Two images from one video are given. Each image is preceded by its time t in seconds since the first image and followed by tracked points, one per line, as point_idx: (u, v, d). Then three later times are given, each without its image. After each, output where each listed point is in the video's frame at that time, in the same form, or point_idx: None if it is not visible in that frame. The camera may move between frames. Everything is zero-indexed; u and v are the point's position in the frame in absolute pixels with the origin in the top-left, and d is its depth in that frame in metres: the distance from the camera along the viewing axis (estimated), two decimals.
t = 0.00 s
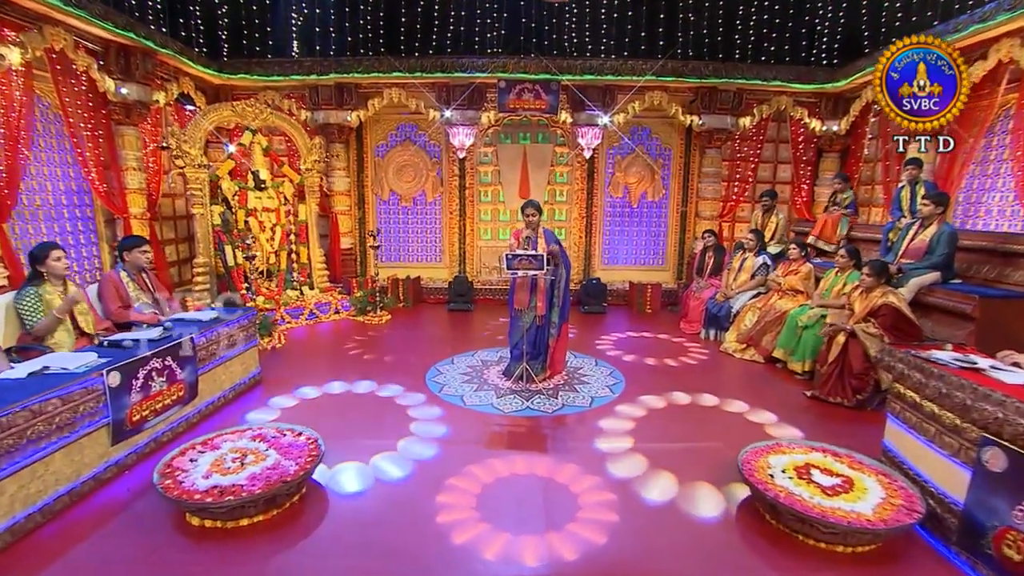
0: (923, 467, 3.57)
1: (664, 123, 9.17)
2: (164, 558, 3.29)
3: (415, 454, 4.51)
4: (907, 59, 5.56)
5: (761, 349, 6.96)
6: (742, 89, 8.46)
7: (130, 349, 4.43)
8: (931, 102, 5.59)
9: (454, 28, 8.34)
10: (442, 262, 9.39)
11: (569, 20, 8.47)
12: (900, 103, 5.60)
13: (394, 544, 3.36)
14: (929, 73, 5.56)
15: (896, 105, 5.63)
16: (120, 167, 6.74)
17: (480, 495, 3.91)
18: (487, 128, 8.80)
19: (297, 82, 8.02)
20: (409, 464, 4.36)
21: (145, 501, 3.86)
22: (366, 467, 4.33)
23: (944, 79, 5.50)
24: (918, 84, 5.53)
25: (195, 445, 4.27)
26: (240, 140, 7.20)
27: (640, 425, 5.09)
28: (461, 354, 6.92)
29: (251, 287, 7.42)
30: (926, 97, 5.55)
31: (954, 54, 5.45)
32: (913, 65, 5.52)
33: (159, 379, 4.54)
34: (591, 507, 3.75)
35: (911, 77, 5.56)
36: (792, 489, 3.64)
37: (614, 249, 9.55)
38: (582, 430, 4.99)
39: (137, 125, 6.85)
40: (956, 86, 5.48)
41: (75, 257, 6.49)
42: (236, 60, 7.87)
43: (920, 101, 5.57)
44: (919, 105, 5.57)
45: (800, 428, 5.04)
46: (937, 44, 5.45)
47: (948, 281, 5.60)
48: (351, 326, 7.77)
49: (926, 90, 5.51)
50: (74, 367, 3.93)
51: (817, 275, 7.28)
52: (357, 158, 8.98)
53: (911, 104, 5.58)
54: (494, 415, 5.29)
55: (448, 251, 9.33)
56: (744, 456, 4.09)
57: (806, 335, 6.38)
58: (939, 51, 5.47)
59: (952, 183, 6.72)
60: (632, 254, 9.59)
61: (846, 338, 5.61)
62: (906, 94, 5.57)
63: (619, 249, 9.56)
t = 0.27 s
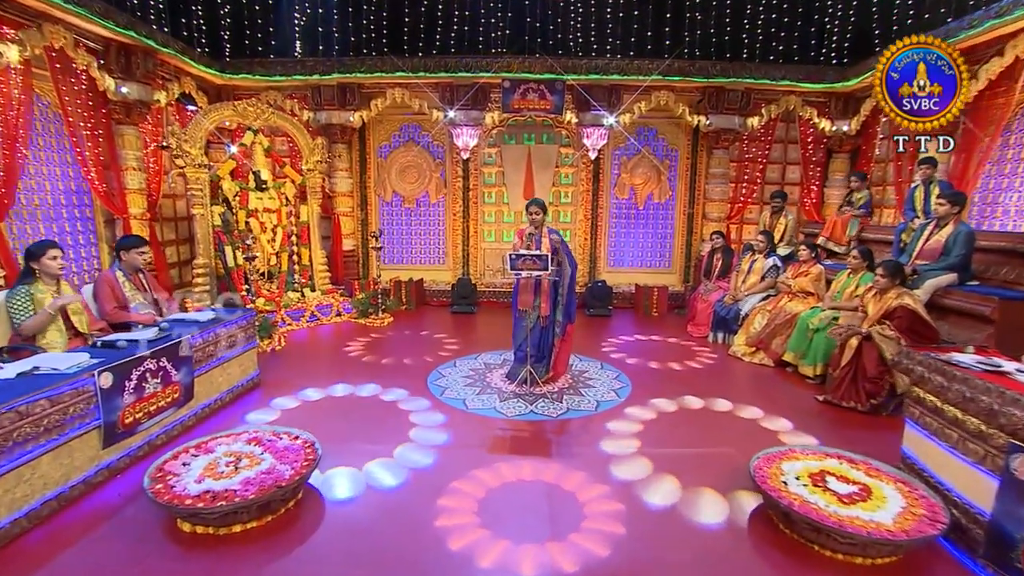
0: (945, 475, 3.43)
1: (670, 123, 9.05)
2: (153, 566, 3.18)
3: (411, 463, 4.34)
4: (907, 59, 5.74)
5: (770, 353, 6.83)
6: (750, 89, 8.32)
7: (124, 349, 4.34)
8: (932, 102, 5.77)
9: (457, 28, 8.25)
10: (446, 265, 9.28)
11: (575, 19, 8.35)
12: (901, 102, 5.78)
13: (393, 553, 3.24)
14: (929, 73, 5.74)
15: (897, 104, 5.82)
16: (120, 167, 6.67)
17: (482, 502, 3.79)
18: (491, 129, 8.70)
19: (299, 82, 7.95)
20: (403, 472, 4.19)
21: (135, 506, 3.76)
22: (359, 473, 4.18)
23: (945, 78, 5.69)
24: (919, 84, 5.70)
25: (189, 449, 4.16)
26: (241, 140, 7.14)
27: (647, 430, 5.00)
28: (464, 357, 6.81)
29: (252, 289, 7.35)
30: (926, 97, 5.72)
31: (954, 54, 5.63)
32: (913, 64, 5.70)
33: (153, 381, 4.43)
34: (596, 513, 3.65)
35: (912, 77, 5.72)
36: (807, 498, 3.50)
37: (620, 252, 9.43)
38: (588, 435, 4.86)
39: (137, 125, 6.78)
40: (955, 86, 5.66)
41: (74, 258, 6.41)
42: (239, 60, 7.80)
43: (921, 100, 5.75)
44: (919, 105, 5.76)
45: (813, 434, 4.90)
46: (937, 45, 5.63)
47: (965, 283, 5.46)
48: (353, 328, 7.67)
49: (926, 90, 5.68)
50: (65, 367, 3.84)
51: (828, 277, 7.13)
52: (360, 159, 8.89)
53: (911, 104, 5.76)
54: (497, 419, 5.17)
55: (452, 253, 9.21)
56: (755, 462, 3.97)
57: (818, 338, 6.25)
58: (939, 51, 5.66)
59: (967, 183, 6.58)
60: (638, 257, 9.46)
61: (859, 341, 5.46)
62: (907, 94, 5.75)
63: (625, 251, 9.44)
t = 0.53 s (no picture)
0: (975, 487, 3.26)
1: (678, 125, 8.90)
2: None
3: (404, 474, 4.14)
4: (907, 59, 5.77)
5: (782, 359, 6.65)
6: (760, 90, 8.17)
7: (116, 352, 4.23)
8: (932, 102, 5.81)
9: (462, 29, 8.16)
10: (450, 268, 9.15)
11: (581, 20, 8.23)
12: (901, 103, 5.83)
13: (392, 566, 3.09)
14: (930, 73, 5.76)
15: (897, 105, 5.86)
16: (119, 168, 6.60)
17: (485, 511, 3.64)
18: (496, 130, 8.58)
19: (302, 83, 7.87)
20: (396, 482, 4.01)
21: (123, 513, 3.63)
22: (350, 482, 4.02)
23: (945, 78, 5.70)
24: (918, 84, 5.74)
25: (180, 454, 4.03)
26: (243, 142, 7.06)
27: (656, 436, 4.83)
28: (467, 361, 6.66)
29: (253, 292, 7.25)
30: (926, 97, 5.76)
31: (954, 54, 5.65)
32: (913, 65, 5.74)
33: (146, 384, 4.32)
34: (603, 523, 3.50)
35: (912, 77, 5.76)
36: (827, 510, 3.33)
37: (627, 255, 9.28)
38: (594, 442, 4.71)
39: (138, 126, 6.71)
40: (956, 86, 5.67)
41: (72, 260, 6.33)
42: (242, 61, 7.77)
43: (921, 100, 5.79)
44: (919, 105, 5.81)
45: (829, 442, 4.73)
46: (937, 45, 5.65)
47: (985, 286, 5.27)
48: (354, 332, 7.54)
49: (926, 90, 5.73)
50: (54, 370, 3.73)
51: (841, 280, 6.95)
52: (363, 161, 8.79)
53: (911, 104, 5.80)
54: (500, 425, 5.02)
55: (456, 257, 9.09)
56: (770, 472, 3.80)
57: (832, 343, 6.07)
58: (939, 51, 5.67)
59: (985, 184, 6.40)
60: (645, 261, 9.31)
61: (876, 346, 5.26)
62: (907, 94, 5.81)
63: (632, 255, 9.28)
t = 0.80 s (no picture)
0: (1008, 500, 3.07)
1: (686, 127, 8.75)
2: None
3: (396, 486, 3.95)
4: (907, 59, 5.64)
5: (795, 364, 6.45)
6: (770, 90, 8.01)
7: (108, 355, 4.11)
8: (932, 102, 5.68)
9: (467, 30, 8.06)
10: (454, 272, 9.02)
11: (588, 20, 8.10)
12: (901, 103, 5.71)
13: None
14: (929, 73, 5.64)
15: (896, 105, 5.74)
16: (119, 170, 6.53)
17: (487, 523, 3.48)
18: (501, 132, 8.46)
19: (305, 85, 7.79)
20: (387, 494, 3.83)
21: (111, 523, 3.49)
22: (339, 491, 3.88)
23: (945, 79, 5.56)
24: (918, 84, 5.62)
25: (171, 461, 3.90)
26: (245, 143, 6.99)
27: (666, 444, 4.65)
28: (470, 366, 6.51)
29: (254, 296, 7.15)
30: (926, 97, 5.64)
31: (955, 54, 5.52)
32: (913, 65, 5.61)
33: (138, 388, 4.20)
34: (610, 535, 3.33)
35: (912, 77, 5.64)
36: (848, 523, 3.14)
37: (634, 259, 9.12)
38: (601, 450, 4.54)
39: (139, 127, 6.62)
40: (956, 86, 5.54)
41: (70, 262, 6.25)
42: (245, 63, 7.70)
43: (920, 101, 5.66)
44: (919, 106, 5.67)
45: (847, 451, 4.53)
46: (938, 44, 5.51)
47: (1009, 290, 5.06)
48: (356, 336, 7.41)
49: (926, 90, 5.61)
50: (41, 373, 3.61)
51: (855, 284, 6.76)
52: (367, 164, 8.69)
53: (911, 104, 5.68)
54: (504, 431, 4.86)
55: (460, 261, 8.95)
56: (786, 482, 3.62)
57: (847, 348, 5.87)
58: (939, 51, 5.54)
59: (1006, 185, 6.19)
60: (652, 265, 9.14)
61: (894, 351, 5.05)
62: (907, 94, 5.68)
63: (639, 259, 9.12)
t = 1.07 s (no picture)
0: None
1: (692, 128, 8.63)
2: None
3: (389, 498, 3.79)
4: (907, 59, 5.66)
5: (806, 369, 6.28)
6: (778, 90, 7.88)
7: (100, 358, 4.01)
8: (932, 102, 5.70)
9: (471, 30, 7.98)
10: (457, 276, 8.90)
11: (592, 20, 8.02)
12: (902, 103, 5.71)
13: None
14: (929, 73, 5.66)
15: (898, 105, 5.75)
16: (118, 171, 6.44)
17: (488, 533, 3.34)
18: (505, 134, 8.36)
19: (307, 86, 7.72)
20: (380, 506, 3.67)
21: (99, 531, 3.38)
22: (330, 501, 3.75)
23: (945, 78, 5.61)
24: (919, 84, 5.64)
25: (162, 468, 3.77)
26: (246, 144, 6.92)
27: (674, 451, 4.50)
28: (473, 371, 6.37)
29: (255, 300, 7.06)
30: (926, 97, 5.64)
31: (954, 54, 5.54)
32: (914, 64, 5.64)
33: (131, 393, 4.08)
34: (617, 548, 3.19)
35: (911, 77, 5.65)
36: (868, 535, 2.99)
37: (640, 263, 8.98)
38: (608, 457, 4.39)
39: (139, 128, 6.55)
40: (956, 85, 5.59)
41: (68, 264, 6.15)
42: (246, 64, 7.62)
43: (921, 100, 5.68)
44: (920, 105, 5.69)
45: (863, 459, 4.36)
46: (939, 44, 5.54)
47: None
48: (357, 341, 7.30)
49: (927, 90, 5.63)
50: (29, 377, 3.50)
51: (868, 287, 6.59)
52: (369, 166, 8.61)
53: (913, 104, 5.69)
54: (506, 438, 4.72)
55: (463, 264, 8.83)
56: (800, 492, 3.46)
57: (860, 352, 5.69)
58: (939, 51, 5.57)
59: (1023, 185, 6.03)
60: (659, 268, 9.00)
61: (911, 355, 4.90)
62: (908, 94, 5.70)
63: (645, 262, 8.98)
